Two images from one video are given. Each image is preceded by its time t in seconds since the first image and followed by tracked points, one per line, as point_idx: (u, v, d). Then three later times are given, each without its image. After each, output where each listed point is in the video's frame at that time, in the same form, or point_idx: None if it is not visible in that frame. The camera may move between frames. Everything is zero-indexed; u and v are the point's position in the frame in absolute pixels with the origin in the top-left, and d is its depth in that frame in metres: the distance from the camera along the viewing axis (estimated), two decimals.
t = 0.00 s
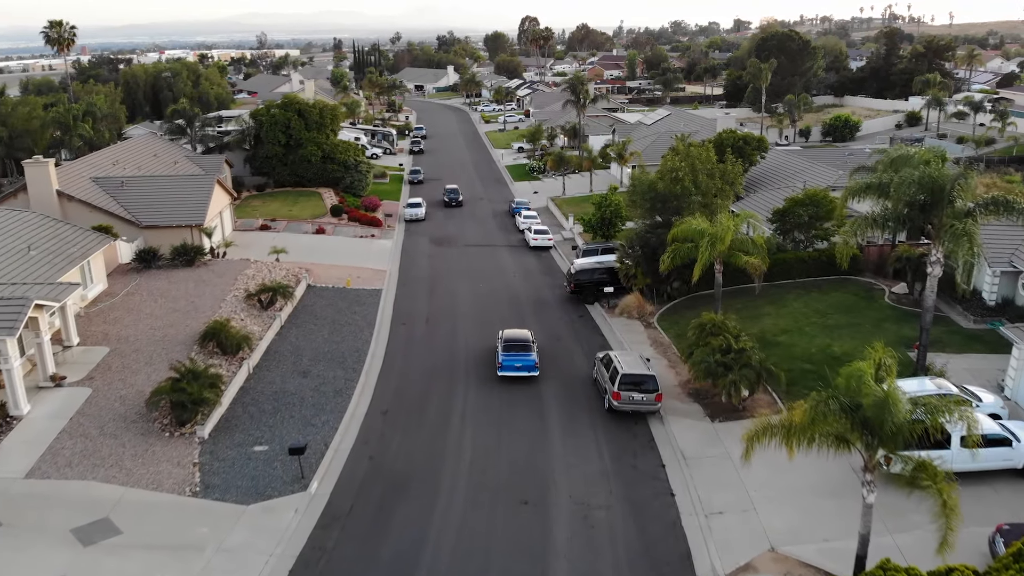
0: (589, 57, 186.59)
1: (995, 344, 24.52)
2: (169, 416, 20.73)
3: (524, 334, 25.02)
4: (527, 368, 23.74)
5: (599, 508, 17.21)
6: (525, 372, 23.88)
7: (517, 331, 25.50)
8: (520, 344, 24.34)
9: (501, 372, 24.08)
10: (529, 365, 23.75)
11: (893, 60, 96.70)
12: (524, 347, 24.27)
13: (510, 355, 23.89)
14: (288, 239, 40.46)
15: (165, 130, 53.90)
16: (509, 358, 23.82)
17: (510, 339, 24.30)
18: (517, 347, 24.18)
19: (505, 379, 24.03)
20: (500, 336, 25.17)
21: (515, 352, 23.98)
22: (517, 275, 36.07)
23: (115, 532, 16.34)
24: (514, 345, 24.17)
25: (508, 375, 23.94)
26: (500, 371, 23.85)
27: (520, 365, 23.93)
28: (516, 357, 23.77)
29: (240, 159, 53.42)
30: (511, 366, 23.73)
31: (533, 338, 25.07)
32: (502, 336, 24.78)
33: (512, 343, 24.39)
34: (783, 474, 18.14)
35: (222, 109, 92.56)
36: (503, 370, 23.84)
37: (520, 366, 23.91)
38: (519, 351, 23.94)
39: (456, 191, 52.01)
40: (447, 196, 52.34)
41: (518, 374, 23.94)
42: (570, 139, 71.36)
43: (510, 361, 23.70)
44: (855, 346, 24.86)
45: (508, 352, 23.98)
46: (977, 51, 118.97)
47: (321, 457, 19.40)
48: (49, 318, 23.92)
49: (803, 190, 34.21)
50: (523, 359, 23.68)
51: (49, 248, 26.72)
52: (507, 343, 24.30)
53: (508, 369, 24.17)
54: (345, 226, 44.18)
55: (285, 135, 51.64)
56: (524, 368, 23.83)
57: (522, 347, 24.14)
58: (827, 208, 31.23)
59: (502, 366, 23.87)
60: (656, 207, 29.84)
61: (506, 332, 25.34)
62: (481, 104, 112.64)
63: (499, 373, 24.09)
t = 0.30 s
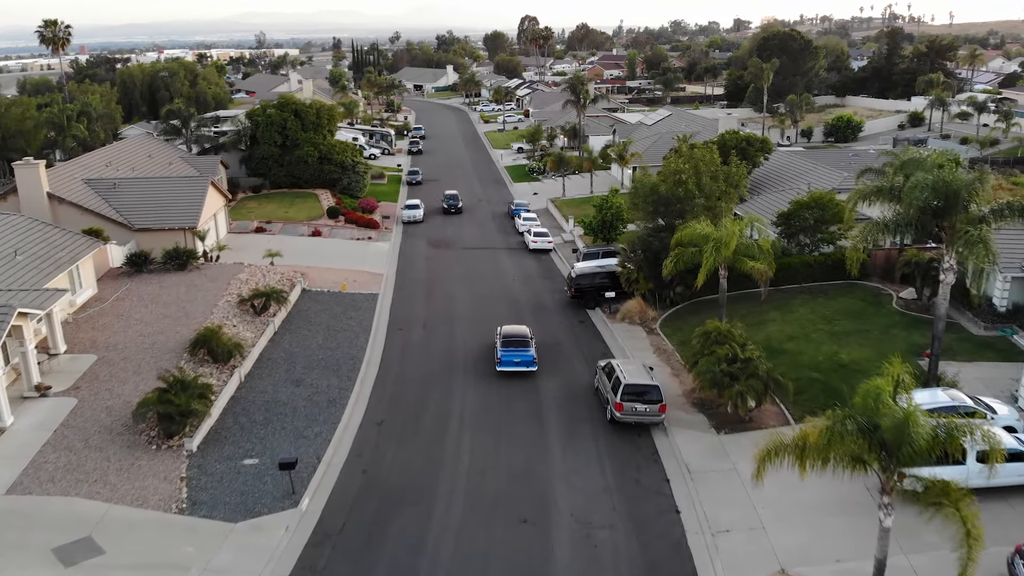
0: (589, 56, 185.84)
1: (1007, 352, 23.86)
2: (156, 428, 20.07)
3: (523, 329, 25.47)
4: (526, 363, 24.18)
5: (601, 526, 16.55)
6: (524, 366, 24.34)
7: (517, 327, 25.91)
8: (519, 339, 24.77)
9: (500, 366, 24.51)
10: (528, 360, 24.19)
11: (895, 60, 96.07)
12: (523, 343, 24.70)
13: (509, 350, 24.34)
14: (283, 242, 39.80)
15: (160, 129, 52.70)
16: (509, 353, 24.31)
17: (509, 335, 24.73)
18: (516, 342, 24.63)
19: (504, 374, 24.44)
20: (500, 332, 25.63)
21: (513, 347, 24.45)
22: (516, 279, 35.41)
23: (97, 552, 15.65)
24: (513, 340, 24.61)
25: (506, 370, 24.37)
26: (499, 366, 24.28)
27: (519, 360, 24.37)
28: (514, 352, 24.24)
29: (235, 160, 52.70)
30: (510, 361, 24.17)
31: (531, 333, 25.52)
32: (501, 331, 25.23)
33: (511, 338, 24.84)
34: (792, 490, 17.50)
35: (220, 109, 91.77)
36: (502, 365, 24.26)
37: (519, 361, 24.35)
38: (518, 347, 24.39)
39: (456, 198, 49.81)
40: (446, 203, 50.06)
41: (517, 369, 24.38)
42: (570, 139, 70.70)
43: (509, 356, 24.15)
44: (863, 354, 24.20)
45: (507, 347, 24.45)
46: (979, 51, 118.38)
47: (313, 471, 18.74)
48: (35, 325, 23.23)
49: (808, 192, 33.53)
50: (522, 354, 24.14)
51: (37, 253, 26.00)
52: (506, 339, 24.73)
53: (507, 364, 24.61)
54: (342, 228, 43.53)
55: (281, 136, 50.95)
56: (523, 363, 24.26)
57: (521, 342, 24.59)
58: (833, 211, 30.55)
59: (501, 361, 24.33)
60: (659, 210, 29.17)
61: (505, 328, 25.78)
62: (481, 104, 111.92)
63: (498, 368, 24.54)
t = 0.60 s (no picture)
0: (589, 56, 185.13)
1: (1021, 360, 23.20)
2: (142, 441, 19.37)
3: (520, 325, 25.83)
4: (524, 358, 24.57)
5: (604, 546, 15.87)
6: (522, 362, 24.72)
7: (514, 323, 26.27)
8: (517, 335, 25.12)
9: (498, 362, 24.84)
10: (526, 355, 24.59)
11: (897, 60, 95.47)
12: (521, 338, 25.07)
13: (507, 346, 24.69)
14: (279, 245, 39.11)
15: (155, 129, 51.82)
16: (507, 348, 24.64)
17: (507, 331, 25.08)
18: (515, 337, 24.99)
19: (502, 369, 24.80)
20: (497, 328, 25.97)
21: (512, 343, 24.79)
22: (516, 283, 34.74)
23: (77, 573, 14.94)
24: (511, 336, 24.94)
25: (504, 366, 24.72)
26: (498, 361, 24.61)
27: (518, 355, 24.75)
28: (512, 347, 24.60)
29: (231, 160, 51.97)
30: (509, 356, 24.53)
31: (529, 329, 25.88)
32: (499, 327, 25.59)
33: (509, 334, 25.19)
34: (802, 506, 16.84)
35: (217, 109, 90.95)
36: (500, 360, 24.61)
37: (517, 356, 24.74)
38: (516, 342, 24.77)
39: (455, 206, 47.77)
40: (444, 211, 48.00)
41: (515, 364, 24.76)
42: (570, 139, 70.03)
43: (508, 351, 24.52)
44: (873, 362, 23.54)
45: (505, 342, 24.80)
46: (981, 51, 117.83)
47: (305, 487, 18.07)
48: (19, 333, 22.51)
49: (814, 194, 32.85)
50: (520, 349, 24.53)
51: (23, 257, 25.27)
52: (504, 334, 25.08)
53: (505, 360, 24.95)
54: (338, 230, 42.85)
55: (277, 136, 50.19)
56: (521, 358, 24.65)
57: (519, 338, 24.96)
58: (840, 214, 29.86)
59: (500, 357, 24.66)
60: (661, 213, 28.41)
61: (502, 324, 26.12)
62: (480, 104, 111.15)
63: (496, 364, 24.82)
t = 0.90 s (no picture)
0: (589, 55, 184.28)
1: None
2: (128, 455, 18.66)
3: (518, 322, 26.06)
4: (521, 354, 24.84)
5: (608, 568, 15.15)
6: (519, 357, 24.94)
7: (511, 319, 26.53)
8: (514, 331, 25.39)
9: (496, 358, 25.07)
10: (523, 351, 24.84)
11: (899, 60, 94.74)
12: (518, 334, 25.33)
13: (505, 341, 24.96)
14: (274, 248, 38.42)
15: (149, 130, 51.32)
16: (504, 344, 24.87)
17: (505, 327, 25.35)
18: (512, 333, 25.25)
19: (500, 364, 25.05)
20: (494, 324, 26.22)
21: (509, 339, 25.03)
22: (515, 287, 34.06)
23: None
24: (508, 331, 25.21)
25: (503, 361, 24.96)
26: (496, 357, 24.85)
27: (515, 351, 25.02)
28: (510, 343, 24.86)
29: (226, 161, 51.20)
30: (508, 351, 24.78)
31: (526, 326, 26.09)
32: (496, 323, 25.85)
33: (506, 329, 25.46)
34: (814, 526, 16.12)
35: (214, 109, 90.17)
36: (498, 356, 24.86)
37: (515, 352, 25.00)
38: (514, 338, 25.04)
39: (453, 211, 45.07)
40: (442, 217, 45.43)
41: (513, 359, 25.00)
42: (570, 139, 69.36)
43: (506, 347, 24.78)
44: (883, 372, 22.86)
45: (503, 338, 25.04)
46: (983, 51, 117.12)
47: (295, 505, 17.35)
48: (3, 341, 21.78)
49: (820, 197, 32.18)
50: (518, 345, 24.79)
51: (9, 262, 24.54)
52: (501, 330, 25.35)
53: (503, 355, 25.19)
54: (334, 232, 42.14)
55: (273, 136, 49.51)
56: (519, 353, 24.92)
57: (516, 333, 25.23)
58: (847, 218, 29.17)
59: (497, 352, 24.87)
60: (665, 216, 27.83)
61: (500, 321, 26.37)
62: (479, 103, 110.38)
63: (494, 359, 25.00)
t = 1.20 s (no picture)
0: (590, 54, 183.63)
1: None
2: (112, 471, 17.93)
3: (516, 318, 26.50)
4: (519, 350, 25.23)
5: None
6: (518, 353, 25.38)
7: (510, 316, 26.96)
8: (512, 328, 25.82)
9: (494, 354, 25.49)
10: (521, 347, 25.26)
11: (902, 59, 93.97)
12: (516, 331, 25.76)
13: (503, 338, 25.39)
14: (268, 251, 37.71)
15: (143, 129, 49.80)
16: (503, 340, 25.32)
17: (503, 324, 25.81)
18: (510, 330, 25.70)
19: (499, 360, 25.46)
20: (493, 322, 26.64)
21: (507, 335, 25.48)
22: (514, 291, 33.38)
23: None
24: (506, 328, 25.65)
25: (501, 357, 25.38)
26: (494, 353, 25.28)
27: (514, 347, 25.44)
28: (508, 339, 25.29)
29: (221, 161, 50.39)
30: (505, 348, 25.19)
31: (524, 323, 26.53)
32: (495, 321, 26.30)
33: (504, 326, 25.90)
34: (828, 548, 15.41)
35: (211, 109, 89.37)
36: (497, 352, 25.27)
37: (513, 348, 25.40)
38: (512, 334, 25.47)
39: (450, 220, 42.43)
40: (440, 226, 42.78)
41: (511, 355, 25.41)
42: (570, 140, 68.68)
43: (504, 343, 25.19)
44: (894, 382, 22.16)
45: (501, 335, 25.49)
46: (986, 51, 116.37)
47: (285, 524, 16.65)
48: None
49: (827, 200, 31.49)
50: (516, 341, 25.21)
51: None
52: (499, 327, 25.79)
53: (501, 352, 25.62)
54: (330, 234, 41.41)
55: (269, 137, 48.83)
56: (517, 349, 25.32)
57: (514, 331, 25.66)
58: (855, 221, 28.47)
59: (495, 348, 25.32)
60: (668, 220, 27.14)
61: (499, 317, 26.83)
62: (478, 103, 109.61)
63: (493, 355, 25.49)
